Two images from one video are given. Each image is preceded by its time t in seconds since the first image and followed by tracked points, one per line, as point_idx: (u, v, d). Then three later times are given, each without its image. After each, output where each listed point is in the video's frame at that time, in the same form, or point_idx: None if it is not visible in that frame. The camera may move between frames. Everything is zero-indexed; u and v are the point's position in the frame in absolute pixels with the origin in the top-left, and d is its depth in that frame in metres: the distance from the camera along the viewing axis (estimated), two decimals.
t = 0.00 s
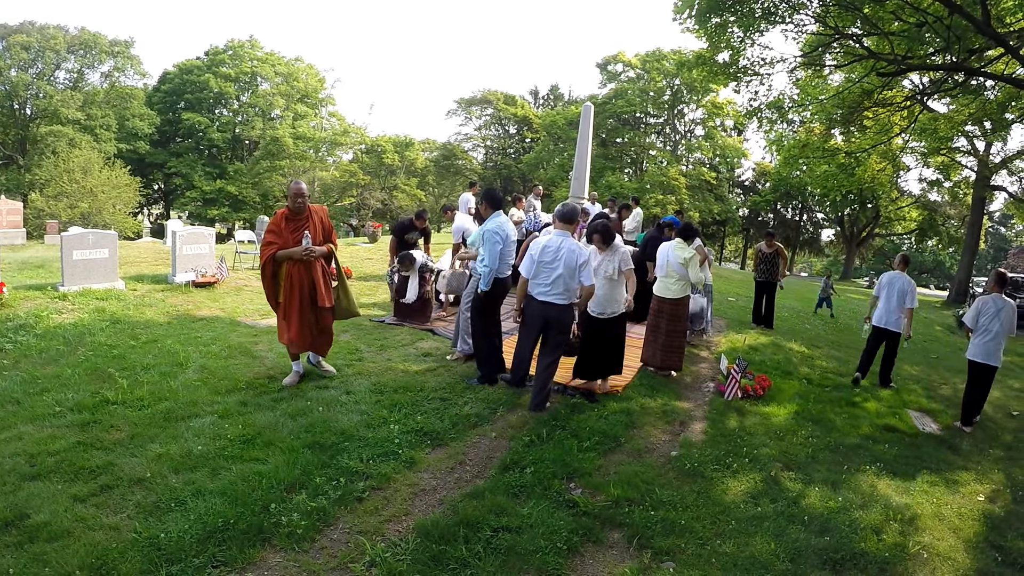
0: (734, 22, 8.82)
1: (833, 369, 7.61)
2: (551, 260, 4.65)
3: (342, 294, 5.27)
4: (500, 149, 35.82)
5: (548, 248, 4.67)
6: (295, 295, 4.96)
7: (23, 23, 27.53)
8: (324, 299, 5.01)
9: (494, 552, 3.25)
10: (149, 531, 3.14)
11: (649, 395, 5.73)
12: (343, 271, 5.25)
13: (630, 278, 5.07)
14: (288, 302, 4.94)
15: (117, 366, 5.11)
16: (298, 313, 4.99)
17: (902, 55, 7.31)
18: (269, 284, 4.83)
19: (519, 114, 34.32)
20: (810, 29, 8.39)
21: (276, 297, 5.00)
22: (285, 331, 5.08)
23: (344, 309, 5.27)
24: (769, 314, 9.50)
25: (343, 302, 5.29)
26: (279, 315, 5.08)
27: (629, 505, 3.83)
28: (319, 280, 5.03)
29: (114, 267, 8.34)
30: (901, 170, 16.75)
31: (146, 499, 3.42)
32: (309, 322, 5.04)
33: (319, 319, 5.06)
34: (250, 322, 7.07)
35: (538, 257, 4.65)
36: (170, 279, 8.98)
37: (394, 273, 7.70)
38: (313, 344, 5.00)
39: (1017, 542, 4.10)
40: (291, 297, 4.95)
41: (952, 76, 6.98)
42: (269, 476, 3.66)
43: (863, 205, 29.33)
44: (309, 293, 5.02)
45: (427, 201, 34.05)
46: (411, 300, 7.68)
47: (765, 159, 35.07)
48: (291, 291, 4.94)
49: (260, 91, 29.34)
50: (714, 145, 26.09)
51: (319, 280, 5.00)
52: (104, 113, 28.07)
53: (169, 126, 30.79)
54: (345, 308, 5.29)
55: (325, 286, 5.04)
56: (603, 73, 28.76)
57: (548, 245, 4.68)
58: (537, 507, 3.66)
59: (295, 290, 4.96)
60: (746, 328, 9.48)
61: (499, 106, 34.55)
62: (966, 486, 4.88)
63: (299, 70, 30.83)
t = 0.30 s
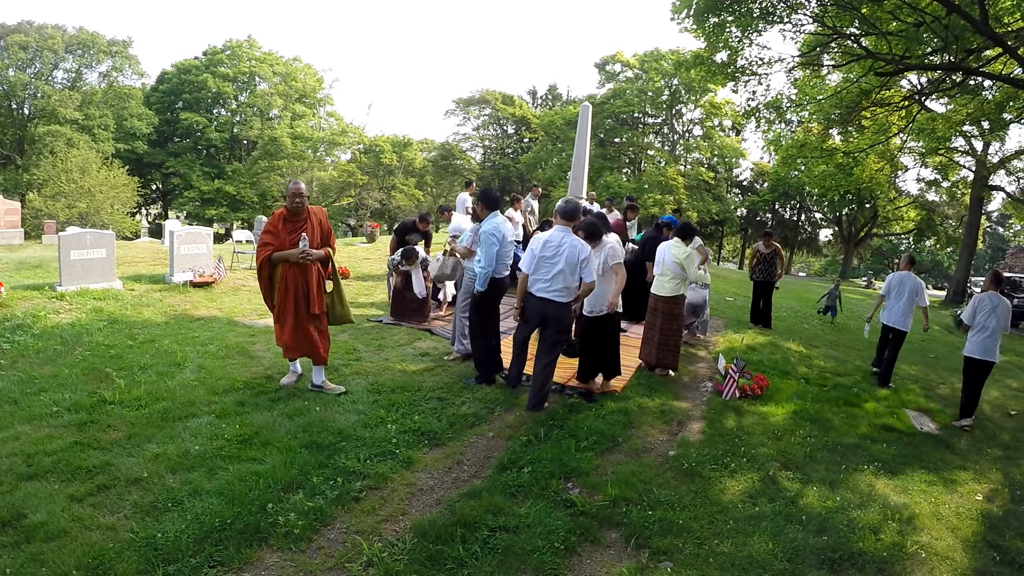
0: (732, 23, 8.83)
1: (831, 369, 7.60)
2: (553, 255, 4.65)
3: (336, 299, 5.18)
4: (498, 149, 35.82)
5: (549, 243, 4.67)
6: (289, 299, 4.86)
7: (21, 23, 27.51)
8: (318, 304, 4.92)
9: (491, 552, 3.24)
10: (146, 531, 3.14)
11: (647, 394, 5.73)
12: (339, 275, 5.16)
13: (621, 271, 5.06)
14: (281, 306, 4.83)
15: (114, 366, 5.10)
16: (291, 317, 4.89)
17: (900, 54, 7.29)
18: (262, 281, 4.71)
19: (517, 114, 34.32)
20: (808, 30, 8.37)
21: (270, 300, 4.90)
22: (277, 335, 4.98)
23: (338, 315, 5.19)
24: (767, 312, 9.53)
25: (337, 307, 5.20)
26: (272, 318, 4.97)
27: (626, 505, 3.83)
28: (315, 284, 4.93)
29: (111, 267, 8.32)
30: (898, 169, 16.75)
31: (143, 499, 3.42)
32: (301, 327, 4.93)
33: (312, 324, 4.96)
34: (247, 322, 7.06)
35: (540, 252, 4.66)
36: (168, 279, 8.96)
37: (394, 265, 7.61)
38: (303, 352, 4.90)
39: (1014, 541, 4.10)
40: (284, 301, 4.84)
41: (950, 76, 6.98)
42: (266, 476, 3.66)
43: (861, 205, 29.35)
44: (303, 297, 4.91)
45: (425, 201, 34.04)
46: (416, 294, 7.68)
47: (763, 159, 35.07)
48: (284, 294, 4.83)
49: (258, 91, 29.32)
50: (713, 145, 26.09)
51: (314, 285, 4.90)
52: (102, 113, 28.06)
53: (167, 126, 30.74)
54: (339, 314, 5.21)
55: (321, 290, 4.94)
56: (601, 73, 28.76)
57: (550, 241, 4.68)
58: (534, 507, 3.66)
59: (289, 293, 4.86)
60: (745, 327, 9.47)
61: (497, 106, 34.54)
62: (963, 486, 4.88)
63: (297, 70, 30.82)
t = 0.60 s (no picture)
0: (729, 23, 8.88)
1: (828, 368, 7.61)
2: (551, 252, 4.65)
3: (342, 305, 5.12)
4: (496, 149, 35.84)
5: (548, 241, 4.68)
6: (294, 304, 4.80)
7: (18, 23, 27.50)
8: (324, 309, 4.86)
9: (489, 552, 3.25)
10: (143, 531, 3.14)
11: (644, 394, 5.73)
12: (344, 282, 5.11)
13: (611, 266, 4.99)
14: (285, 311, 4.76)
15: (112, 366, 5.10)
16: (296, 322, 4.81)
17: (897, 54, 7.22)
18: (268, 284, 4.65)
19: (515, 114, 34.35)
20: (805, 29, 8.32)
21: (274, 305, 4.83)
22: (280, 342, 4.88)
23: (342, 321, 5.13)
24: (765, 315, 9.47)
25: (342, 314, 5.14)
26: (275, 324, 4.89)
27: (623, 505, 3.83)
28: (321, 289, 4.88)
29: (109, 267, 8.33)
30: (896, 169, 16.77)
31: (140, 499, 3.42)
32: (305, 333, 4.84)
33: (316, 330, 4.88)
34: (245, 322, 7.07)
35: (537, 250, 4.66)
36: (165, 279, 8.95)
37: (398, 250, 7.68)
38: (307, 359, 4.81)
39: (1013, 541, 4.10)
40: (289, 306, 4.78)
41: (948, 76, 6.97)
42: (263, 476, 3.66)
43: (858, 205, 29.40)
44: (309, 302, 4.85)
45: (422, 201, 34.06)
46: (409, 279, 7.54)
47: (760, 159, 35.12)
48: (290, 299, 4.78)
49: (256, 91, 29.34)
50: (710, 145, 26.14)
51: (320, 290, 4.85)
52: (100, 113, 28.05)
53: (165, 126, 30.71)
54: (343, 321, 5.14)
55: (327, 296, 4.89)
56: (599, 73, 28.80)
57: (548, 239, 4.69)
58: (531, 507, 3.66)
59: (295, 298, 4.80)
60: (742, 327, 9.48)
61: (495, 106, 34.56)
62: (961, 485, 4.89)
63: (295, 70, 30.84)
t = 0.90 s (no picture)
0: (726, 22, 8.85)
1: (825, 368, 7.63)
2: (547, 251, 4.65)
3: (350, 307, 4.97)
4: (493, 149, 35.85)
5: (543, 239, 4.69)
6: (304, 309, 4.61)
7: (14, 22, 27.45)
8: (337, 313, 4.71)
9: (484, 552, 3.24)
10: (138, 531, 3.13)
11: (640, 394, 5.73)
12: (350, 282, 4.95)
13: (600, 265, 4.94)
14: (295, 317, 4.57)
15: (107, 366, 5.09)
16: (306, 328, 4.63)
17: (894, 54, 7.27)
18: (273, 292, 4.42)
19: (512, 114, 34.37)
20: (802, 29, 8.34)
21: (281, 311, 4.61)
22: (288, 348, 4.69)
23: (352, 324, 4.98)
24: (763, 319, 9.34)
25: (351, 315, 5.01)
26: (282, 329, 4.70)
27: (619, 504, 3.83)
28: (332, 292, 4.71)
29: (105, 267, 8.31)
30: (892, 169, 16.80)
31: (135, 499, 3.41)
32: (317, 338, 4.68)
33: (329, 335, 4.73)
34: (241, 322, 7.06)
35: (533, 249, 4.66)
36: (161, 279, 8.93)
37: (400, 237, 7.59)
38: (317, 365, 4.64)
39: (1009, 540, 4.11)
40: (299, 311, 4.59)
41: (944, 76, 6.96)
42: (259, 476, 3.65)
43: (855, 204, 29.48)
44: (319, 306, 4.65)
45: (419, 202, 34.11)
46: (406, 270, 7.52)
47: (757, 159, 35.18)
48: (299, 304, 4.57)
49: (253, 91, 29.35)
50: (707, 145, 26.16)
51: (332, 295, 4.68)
52: (96, 113, 27.99)
53: (161, 126, 30.68)
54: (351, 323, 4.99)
55: (338, 300, 4.73)
56: (596, 73, 28.81)
57: (544, 237, 4.70)
58: (527, 507, 3.66)
59: (306, 303, 4.60)
60: (739, 327, 9.50)
61: (492, 106, 34.59)
62: (957, 484, 4.90)
63: (291, 70, 30.83)
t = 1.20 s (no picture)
0: (722, 21, 8.75)
1: (821, 367, 7.64)
2: (540, 248, 4.64)
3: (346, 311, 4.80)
4: (489, 149, 35.92)
5: (536, 237, 4.67)
6: (307, 319, 4.36)
7: (10, 22, 27.42)
8: (338, 320, 4.54)
9: (479, 551, 3.23)
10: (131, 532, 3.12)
11: (635, 393, 5.72)
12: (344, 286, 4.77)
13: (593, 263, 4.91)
14: (298, 328, 4.32)
15: (101, 366, 5.08)
16: (309, 338, 4.40)
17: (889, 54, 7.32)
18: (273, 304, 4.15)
19: (508, 114, 34.42)
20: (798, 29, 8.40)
21: (280, 324, 4.34)
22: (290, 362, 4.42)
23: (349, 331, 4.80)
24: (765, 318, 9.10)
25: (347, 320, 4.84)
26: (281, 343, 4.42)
27: (614, 503, 3.82)
28: (331, 299, 4.52)
29: (100, 267, 8.29)
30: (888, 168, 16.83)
31: (129, 500, 3.40)
32: (320, 348, 4.46)
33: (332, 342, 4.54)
34: (236, 321, 7.04)
35: (526, 247, 4.64)
36: (156, 279, 8.92)
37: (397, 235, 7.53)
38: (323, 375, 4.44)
39: (1005, 538, 4.11)
40: (302, 321, 4.34)
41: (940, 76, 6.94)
42: (253, 476, 3.64)
43: (851, 204, 29.55)
44: (320, 317, 4.42)
45: (415, 202, 34.16)
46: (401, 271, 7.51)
47: (753, 159, 35.28)
48: (301, 314, 4.32)
49: (249, 91, 29.37)
50: (703, 145, 26.20)
51: (333, 302, 4.49)
52: (92, 113, 27.95)
53: (157, 126, 30.66)
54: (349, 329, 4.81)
55: (338, 307, 4.54)
56: (592, 73, 28.86)
57: (536, 235, 4.68)
58: (522, 506, 3.65)
59: (307, 313, 4.36)
60: (735, 326, 9.51)
61: (488, 106, 34.64)
62: (954, 483, 4.91)
63: (287, 70, 30.85)
